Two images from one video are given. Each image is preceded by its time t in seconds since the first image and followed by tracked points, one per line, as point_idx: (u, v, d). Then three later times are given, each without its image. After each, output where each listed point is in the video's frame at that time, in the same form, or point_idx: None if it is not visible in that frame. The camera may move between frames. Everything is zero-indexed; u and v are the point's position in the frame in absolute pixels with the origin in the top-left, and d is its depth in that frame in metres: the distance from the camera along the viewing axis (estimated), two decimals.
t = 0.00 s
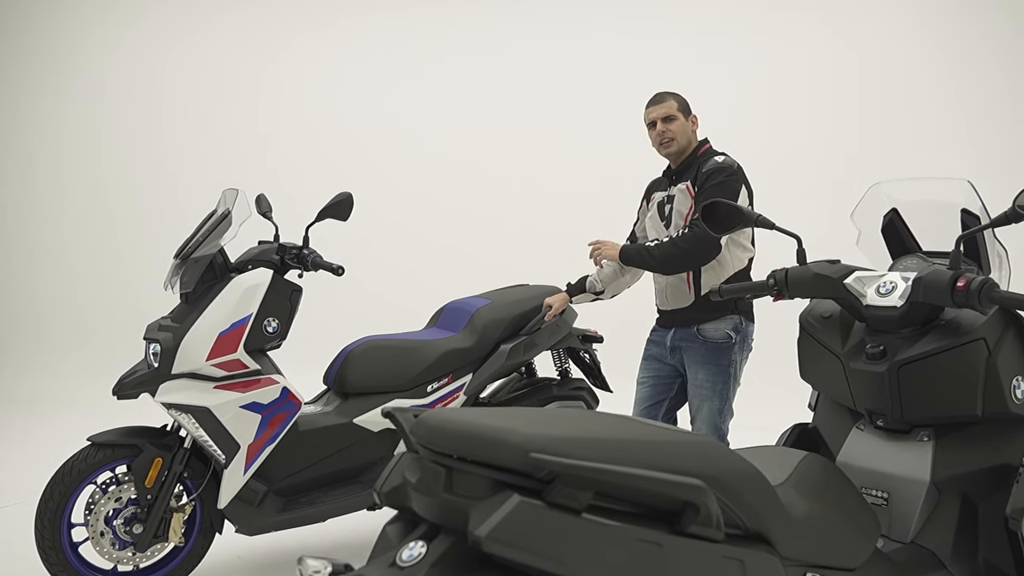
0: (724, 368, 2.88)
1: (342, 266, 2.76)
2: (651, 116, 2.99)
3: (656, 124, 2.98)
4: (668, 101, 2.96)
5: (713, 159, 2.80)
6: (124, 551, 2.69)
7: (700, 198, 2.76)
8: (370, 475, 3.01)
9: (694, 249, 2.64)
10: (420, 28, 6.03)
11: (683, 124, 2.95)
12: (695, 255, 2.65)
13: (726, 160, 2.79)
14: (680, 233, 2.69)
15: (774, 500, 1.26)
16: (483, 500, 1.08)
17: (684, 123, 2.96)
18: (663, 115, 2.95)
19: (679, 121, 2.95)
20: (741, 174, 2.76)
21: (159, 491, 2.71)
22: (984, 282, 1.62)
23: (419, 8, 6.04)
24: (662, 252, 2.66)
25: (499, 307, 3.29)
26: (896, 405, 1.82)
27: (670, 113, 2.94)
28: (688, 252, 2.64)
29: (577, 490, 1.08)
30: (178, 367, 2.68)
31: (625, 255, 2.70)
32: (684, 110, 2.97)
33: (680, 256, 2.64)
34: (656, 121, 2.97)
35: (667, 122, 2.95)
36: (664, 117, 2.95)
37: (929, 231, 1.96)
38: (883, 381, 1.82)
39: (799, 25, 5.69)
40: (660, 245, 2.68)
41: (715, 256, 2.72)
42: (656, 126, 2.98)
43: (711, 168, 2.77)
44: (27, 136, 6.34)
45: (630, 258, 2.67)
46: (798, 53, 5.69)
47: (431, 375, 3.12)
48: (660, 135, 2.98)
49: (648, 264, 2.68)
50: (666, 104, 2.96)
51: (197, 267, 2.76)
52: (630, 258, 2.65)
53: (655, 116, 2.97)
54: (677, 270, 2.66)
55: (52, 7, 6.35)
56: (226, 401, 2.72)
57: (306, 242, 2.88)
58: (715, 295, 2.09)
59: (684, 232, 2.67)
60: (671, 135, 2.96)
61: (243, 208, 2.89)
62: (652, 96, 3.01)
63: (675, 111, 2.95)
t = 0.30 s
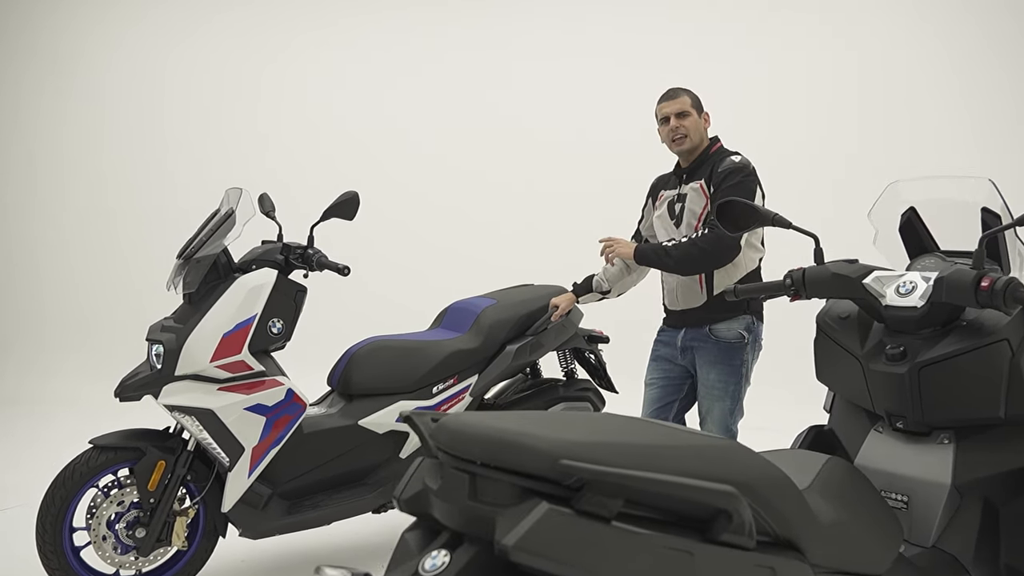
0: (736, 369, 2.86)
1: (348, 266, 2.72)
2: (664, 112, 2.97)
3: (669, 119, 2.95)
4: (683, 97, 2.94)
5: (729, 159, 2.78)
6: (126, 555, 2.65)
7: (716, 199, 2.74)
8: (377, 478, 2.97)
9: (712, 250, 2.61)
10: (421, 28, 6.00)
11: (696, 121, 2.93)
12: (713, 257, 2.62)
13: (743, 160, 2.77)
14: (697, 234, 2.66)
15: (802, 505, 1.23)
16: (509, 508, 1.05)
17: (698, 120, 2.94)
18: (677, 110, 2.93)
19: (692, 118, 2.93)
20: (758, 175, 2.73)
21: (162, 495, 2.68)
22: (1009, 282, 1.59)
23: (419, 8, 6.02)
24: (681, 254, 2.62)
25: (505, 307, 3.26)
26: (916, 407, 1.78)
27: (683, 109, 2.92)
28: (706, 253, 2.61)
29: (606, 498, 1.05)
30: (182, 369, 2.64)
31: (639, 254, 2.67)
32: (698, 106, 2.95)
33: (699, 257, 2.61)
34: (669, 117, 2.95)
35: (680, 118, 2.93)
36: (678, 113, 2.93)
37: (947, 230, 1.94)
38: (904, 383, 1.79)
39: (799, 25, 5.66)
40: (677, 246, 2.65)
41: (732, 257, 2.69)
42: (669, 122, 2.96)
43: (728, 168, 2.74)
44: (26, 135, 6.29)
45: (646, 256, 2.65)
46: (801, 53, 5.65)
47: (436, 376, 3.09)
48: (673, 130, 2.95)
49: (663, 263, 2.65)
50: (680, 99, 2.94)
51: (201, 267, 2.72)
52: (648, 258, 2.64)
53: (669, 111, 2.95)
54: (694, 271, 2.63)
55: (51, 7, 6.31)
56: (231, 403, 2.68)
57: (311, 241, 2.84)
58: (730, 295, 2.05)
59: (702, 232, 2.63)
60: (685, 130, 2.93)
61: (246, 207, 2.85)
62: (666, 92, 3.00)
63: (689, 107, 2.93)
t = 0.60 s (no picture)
0: (726, 368, 2.83)
1: (333, 264, 2.65)
2: (661, 105, 2.93)
3: (667, 113, 2.91)
4: (681, 91, 2.91)
5: (727, 156, 2.78)
6: (104, 563, 2.58)
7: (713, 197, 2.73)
8: (364, 480, 2.92)
9: (712, 250, 2.59)
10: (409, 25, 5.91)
11: (693, 116, 2.90)
12: (713, 257, 2.61)
13: (740, 158, 2.78)
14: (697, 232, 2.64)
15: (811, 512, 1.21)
16: (514, 520, 1.00)
17: (694, 116, 2.91)
18: (676, 104, 2.89)
19: (689, 113, 2.90)
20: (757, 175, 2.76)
21: (142, 500, 2.60)
22: (1013, 281, 1.55)
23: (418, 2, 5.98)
24: (681, 249, 2.59)
25: (491, 306, 3.20)
26: (917, 408, 1.75)
27: (682, 103, 2.89)
28: (706, 252, 2.59)
29: (617, 509, 1.00)
30: (161, 371, 2.56)
31: (635, 247, 2.63)
32: (695, 102, 2.93)
33: (698, 255, 2.58)
34: (667, 110, 2.90)
35: (679, 112, 2.89)
36: (676, 107, 2.89)
37: (945, 228, 1.91)
38: (905, 383, 1.75)
39: (800, 25, 5.61)
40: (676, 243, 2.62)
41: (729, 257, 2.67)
42: (667, 115, 2.91)
43: (727, 166, 2.75)
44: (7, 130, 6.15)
45: (643, 250, 2.61)
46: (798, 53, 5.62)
47: (423, 376, 3.03)
48: (671, 123, 2.90)
49: (660, 258, 2.61)
50: (679, 93, 2.91)
51: (182, 266, 2.64)
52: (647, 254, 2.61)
53: (666, 105, 2.91)
54: (693, 268, 2.60)
55: None
56: (212, 406, 2.61)
57: (293, 239, 2.76)
58: (726, 294, 2.00)
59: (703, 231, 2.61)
60: (683, 124, 2.89)
61: (228, 204, 2.77)
62: (662, 86, 2.96)
63: (687, 102, 2.90)
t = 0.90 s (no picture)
0: (720, 370, 2.80)
1: (322, 267, 2.60)
2: (665, 101, 2.88)
3: (672, 109, 2.86)
4: (688, 88, 2.87)
5: (730, 159, 2.74)
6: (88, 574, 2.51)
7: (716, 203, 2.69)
8: (353, 487, 2.87)
9: (718, 251, 2.56)
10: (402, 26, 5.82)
11: (697, 115, 2.87)
12: (719, 257, 2.58)
13: (745, 163, 2.74)
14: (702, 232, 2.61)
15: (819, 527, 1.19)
16: (515, 540, 0.96)
17: (699, 115, 2.88)
18: (682, 100, 2.85)
19: (694, 112, 2.86)
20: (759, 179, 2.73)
21: (127, 509, 2.55)
22: (1020, 285, 1.52)
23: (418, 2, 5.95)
24: (685, 245, 2.56)
25: (483, 308, 3.16)
26: (920, 414, 1.72)
27: (688, 101, 2.85)
28: (711, 253, 2.56)
29: (624, 529, 0.96)
30: (145, 377, 2.50)
31: (637, 235, 2.60)
32: (699, 101, 2.90)
33: (703, 254, 2.56)
34: (673, 106, 2.86)
35: (684, 109, 2.85)
36: (682, 104, 2.85)
37: (947, 231, 1.89)
38: (908, 390, 1.72)
39: (799, 25, 5.56)
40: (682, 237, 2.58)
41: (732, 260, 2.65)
42: (671, 111, 2.87)
43: (730, 170, 2.70)
44: None
45: (645, 238, 2.58)
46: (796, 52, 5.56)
47: (415, 380, 2.98)
48: (675, 120, 2.85)
49: (661, 251, 2.58)
50: (685, 90, 2.86)
51: (167, 270, 2.59)
52: (657, 247, 2.57)
53: (672, 100, 2.86)
54: (696, 267, 2.57)
55: None
56: (199, 412, 2.56)
57: (282, 242, 2.70)
58: (725, 297, 1.97)
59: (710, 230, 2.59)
60: (686, 122, 2.85)
61: (214, 206, 2.70)
62: (667, 81, 2.91)
63: (692, 100, 2.86)
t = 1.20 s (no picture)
0: (716, 374, 2.76)
1: (311, 272, 2.54)
2: (667, 101, 2.83)
3: (674, 109, 2.81)
4: (690, 88, 2.82)
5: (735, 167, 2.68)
6: None
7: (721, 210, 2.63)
8: (343, 496, 2.81)
9: (726, 268, 2.55)
10: (394, 27, 5.76)
11: (699, 115, 2.82)
12: (726, 273, 2.56)
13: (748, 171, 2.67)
14: (711, 245, 2.58)
15: (825, 546, 1.14)
16: (510, 567, 0.91)
17: (700, 115, 2.83)
18: (684, 100, 2.80)
19: (696, 112, 2.82)
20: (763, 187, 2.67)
21: (112, 519, 2.48)
22: None
23: None
24: (695, 259, 2.52)
25: (476, 313, 3.10)
26: (926, 424, 1.67)
27: (690, 100, 2.81)
28: (719, 269, 2.54)
29: (623, 555, 0.90)
30: (130, 385, 2.44)
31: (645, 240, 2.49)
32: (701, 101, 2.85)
33: (711, 271, 2.53)
34: (675, 106, 2.81)
35: (686, 110, 2.80)
36: (684, 104, 2.80)
37: (952, 236, 1.85)
38: (913, 399, 1.67)
39: (796, 25, 5.51)
40: (692, 250, 2.54)
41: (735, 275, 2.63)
42: (672, 111, 2.82)
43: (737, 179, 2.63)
44: None
45: (653, 245, 2.49)
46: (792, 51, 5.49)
47: (407, 387, 2.93)
48: (675, 120, 2.81)
49: (669, 261, 2.52)
50: (688, 90, 2.81)
51: (151, 274, 2.52)
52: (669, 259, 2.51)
53: (674, 100, 2.81)
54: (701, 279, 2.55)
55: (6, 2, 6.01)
56: (185, 421, 2.49)
57: (270, 245, 2.63)
58: (724, 304, 1.92)
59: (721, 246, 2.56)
60: (688, 124, 2.80)
61: (200, 211, 2.64)
62: (670, 79, 2.86)
63: (695, 100, 2.82)
